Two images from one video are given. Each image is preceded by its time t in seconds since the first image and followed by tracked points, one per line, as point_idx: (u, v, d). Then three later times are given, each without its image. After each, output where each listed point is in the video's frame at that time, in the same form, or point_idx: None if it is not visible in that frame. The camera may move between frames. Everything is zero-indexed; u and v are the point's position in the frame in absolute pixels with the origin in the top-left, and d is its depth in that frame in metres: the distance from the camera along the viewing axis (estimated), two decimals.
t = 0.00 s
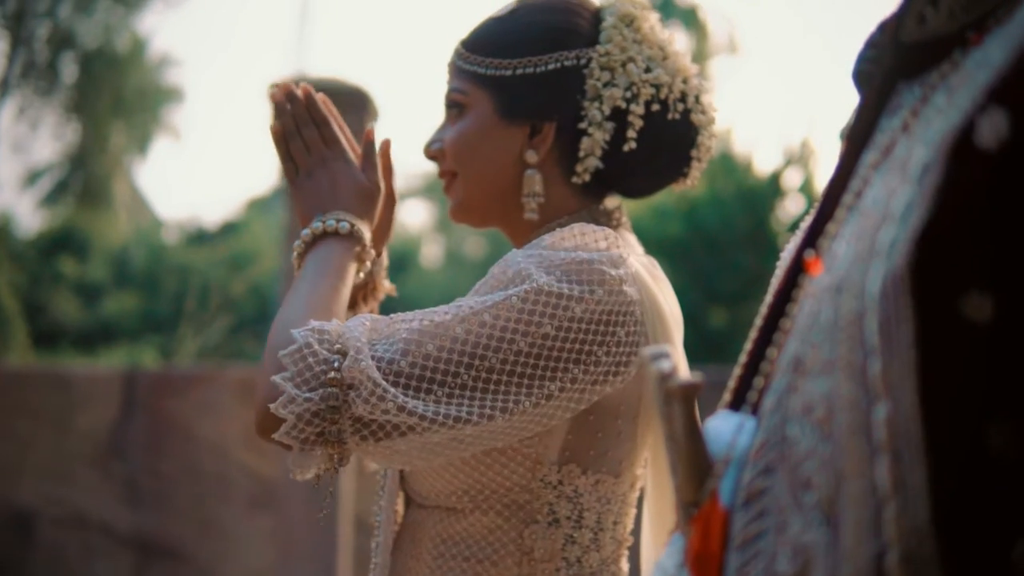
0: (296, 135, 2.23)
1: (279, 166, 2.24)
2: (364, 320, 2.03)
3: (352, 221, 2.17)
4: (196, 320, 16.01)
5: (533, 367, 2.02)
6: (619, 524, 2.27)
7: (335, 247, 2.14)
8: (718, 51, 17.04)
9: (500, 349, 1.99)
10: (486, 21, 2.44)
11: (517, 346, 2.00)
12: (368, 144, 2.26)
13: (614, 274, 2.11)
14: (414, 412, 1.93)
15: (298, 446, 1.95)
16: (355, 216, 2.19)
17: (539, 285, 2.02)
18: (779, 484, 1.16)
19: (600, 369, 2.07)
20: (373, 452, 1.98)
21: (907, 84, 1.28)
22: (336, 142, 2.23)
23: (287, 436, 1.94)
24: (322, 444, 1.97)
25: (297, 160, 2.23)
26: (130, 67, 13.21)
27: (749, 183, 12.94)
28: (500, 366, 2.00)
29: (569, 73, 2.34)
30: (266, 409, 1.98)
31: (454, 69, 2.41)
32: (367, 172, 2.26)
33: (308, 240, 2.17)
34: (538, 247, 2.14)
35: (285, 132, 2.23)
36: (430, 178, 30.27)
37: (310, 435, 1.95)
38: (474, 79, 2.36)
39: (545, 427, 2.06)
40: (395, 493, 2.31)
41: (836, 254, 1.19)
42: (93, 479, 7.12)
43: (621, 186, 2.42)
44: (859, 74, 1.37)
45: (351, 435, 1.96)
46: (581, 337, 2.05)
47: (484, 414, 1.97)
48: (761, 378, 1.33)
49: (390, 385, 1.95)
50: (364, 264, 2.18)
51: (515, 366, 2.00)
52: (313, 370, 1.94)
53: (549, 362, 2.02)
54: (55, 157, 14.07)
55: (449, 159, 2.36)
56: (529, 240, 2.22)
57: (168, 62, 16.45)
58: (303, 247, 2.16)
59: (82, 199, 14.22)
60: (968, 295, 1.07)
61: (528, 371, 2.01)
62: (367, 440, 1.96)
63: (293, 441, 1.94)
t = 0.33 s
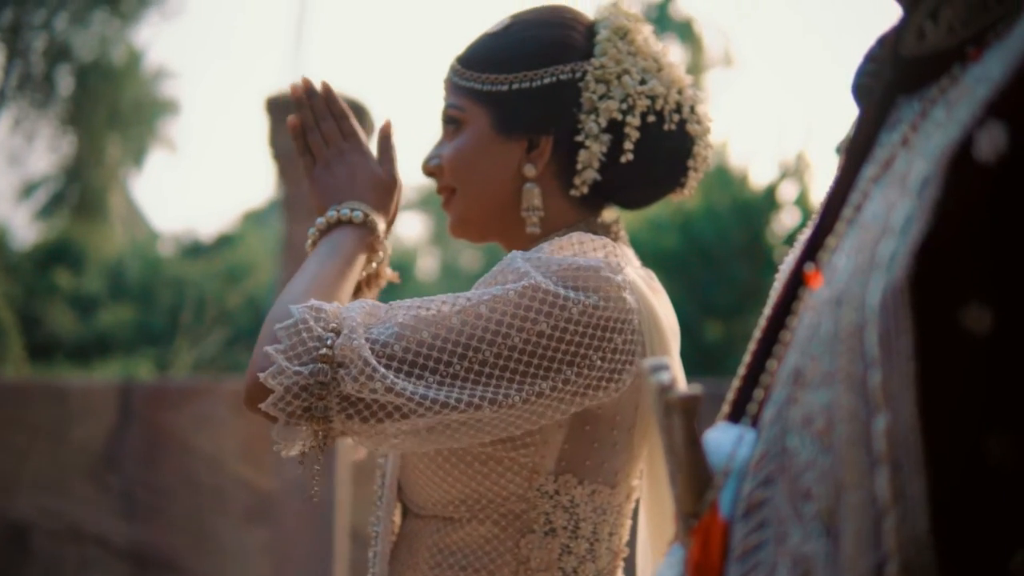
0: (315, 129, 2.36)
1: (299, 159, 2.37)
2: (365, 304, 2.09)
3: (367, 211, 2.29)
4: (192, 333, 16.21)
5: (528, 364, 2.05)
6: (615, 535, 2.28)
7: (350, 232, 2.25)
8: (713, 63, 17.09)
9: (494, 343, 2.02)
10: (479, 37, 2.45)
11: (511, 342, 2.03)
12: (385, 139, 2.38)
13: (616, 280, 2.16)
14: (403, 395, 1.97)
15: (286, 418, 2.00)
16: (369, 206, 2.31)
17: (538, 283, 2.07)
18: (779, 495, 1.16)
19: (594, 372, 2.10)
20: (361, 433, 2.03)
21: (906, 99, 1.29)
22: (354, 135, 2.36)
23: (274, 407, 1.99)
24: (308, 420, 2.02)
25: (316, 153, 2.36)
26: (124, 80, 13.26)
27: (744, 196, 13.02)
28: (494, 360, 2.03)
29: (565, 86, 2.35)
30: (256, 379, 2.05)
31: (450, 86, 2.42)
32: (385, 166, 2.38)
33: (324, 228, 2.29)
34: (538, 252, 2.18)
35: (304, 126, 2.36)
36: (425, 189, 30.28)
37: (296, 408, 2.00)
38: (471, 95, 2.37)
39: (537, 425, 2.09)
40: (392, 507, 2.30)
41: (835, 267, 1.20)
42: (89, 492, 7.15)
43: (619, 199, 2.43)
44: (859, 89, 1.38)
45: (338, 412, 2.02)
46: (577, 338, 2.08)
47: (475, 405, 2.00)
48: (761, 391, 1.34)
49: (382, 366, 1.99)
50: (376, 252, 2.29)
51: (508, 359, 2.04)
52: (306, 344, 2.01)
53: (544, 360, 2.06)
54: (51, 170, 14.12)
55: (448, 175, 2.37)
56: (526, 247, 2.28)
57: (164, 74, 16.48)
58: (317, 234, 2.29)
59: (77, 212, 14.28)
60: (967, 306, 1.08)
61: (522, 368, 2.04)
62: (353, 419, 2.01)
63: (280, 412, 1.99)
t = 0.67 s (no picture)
0: (327, 126, 2.41)
1: (310, 155, 2.42)
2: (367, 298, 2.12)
3: (377, 208, 2.34)
4: (188, 345, 16.09)
5: (525, 366, 2.06)
6: (611, 545, 2.28)
7: (359, 229, 2.31)
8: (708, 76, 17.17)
9: (492, 342, 2.04)
10: (472, 54, 2.47)
11: (508, 343, 2.05)
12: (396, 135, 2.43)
13: (616, 286, 2.18)
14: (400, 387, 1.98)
15: (281, 403, 2.03)
16: (379, 203, 2.36)
17: (538, 286, 2.09)
18: (780, 503, 1.17)
19: (591, 378, 2.11)
20: (355, 425, 2.05)
21: (906, 111, 1.30)
22: (365, 132, 2.40)
23: (270, 392, 2.02)
24: (304, 407, 2.05)
25: (328, 149, 2.41)
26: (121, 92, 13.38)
27: (739, 209, 13.05)
28: (491, 361, 2.05)
29: (561, 98, 2.36)
30: (253, 362, 2.08)
31: (445, 104, 2.43)
32: (395, 163, 2.43)
33: (334, 223, 2.35)
34: (539, 258, 2.20)
35: (316, 123, 2.41)
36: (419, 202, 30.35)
37: (291, 394, 2.03)
38: (466, 111, 2.38)
39: (532, 427, 2.10)
40: (389, 517, 2.30)
41: (837, 277, 1.21)
42: (86, 503, 7.12)
43: (620, 209, 2.45)
44: (858, 102, 1.40)
45: (332, 401, 2.04)
46: (577, 341, 2.10)
47: (471, 403, 2.01)
48: (762, 401, 1.35)
49: (380, 358, 2.01)
50: (384, 251, 2.35)
51: (505, 360, 2.05)
52: (305, 331, 2.03)
53: (542, 363, 2.07)
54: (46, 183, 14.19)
55: (448, 191, 2.38)
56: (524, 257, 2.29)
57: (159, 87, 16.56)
58: (328, 230, 2.35)
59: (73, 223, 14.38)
60: (967, 316, 1.09)
61: (518, 370, 2.06)
62: (347, 409, 2.04)
63: (275, 398, 2.02)
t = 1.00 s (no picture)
0: (336, 135, 2.49)
1: (320, 165, 2.49)
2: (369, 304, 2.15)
3: (386, 217, 2.39)
4: (184, 358, 16.17)
5: (524, 374, 2.08)
6: (608, 555, 2.29)
7: (366, 236, 2.36)
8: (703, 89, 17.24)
9: (492, 349, 2.05)
10: (467, 70, 2.49)
11: (508, 351, 2.06)
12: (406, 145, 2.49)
13: (616, 297, 2.20)
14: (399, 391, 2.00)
15: (281, 406, 2.05)
16: (387, 211, 2.41)
17: (539, 295, 2.10)
18: (780, 511, 1.18)
19: (590, 388, 2.12)
20: (354, 430, 2.06)
21: (907, 125, 1.32)
22: (375, 141, 2.47)
23: (270, 395, 2.05)
24: (304, 411, 2.07)
25: (337, 158, 2.48)
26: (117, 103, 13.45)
27: (735, 222, 13.06)
28: (490, 368, 2.06)
29: (556, 112, 2.38)
30: (254, 364, 2.11)
31: (441, 121, 2.45)
32: (406, 173, 2.48)
33: (343, 232, 2.40)
34: (540, 268, 2.21)
35: (326, 132, 2.49)
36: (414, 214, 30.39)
37: (292, 397, 2.05)
38: (462, 127, 2.39)
39: (530, 435, 2.11)
40: (388, 526, 2.31)
41: (837, 287, 1.23)
42: (80, 513, 7.16)
43: (617, 221, 2.46)
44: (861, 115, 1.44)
45: (333, 405, 2.06)
46: (577, 351, 2.11)
47: (470, 409, 2.03)
48: (762, 413, 1.36)
49: (381, 363, 2.03)
50: (393, 258, 2.39)
51: (503, 368, 2.06)
52: (308, 336, 2.06)
53: (541, 371, 2.08)
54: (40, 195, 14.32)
55: (447, 208, 2.40)
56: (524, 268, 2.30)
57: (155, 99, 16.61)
58: (337, 237, 2.40)
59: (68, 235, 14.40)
60: (965, 323, 1.10)
61: (518, 377, 2.07)
62: (346, 413, 2.05)
63: (275, 401, 2.04)
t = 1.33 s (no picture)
0: (336, 153, 2.54)
1: (319, 183, 2.53)
2: (372, 319, 2.17)
3: (387, 234, 2.43)
4: (180, 369, 16.30)
5: (525, 387, 2.10)
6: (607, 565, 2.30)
7: (366, 253, 2.40)
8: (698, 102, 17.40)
9: (494, 363, 2.08)
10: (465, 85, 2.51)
11: (509, 365, 2.08)
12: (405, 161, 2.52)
13: (616, 309, 2.22)
14: (400, 405, 2.03)
15: (284, 423, 2.08)
16: (388, 228, 2.44)
17: (538, 308, 2.13)
18: (778, 518, 1.21)
19: (591, 400, 2.14)
20: (357, 444, 2.09)
21: (907, 137, 1.34)
22: (373, 158, 2.52)
23: (273, 411, 2.07)
24: (307, 427, 2.09)
25: (337, 176, 2.52)
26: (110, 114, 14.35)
27: (730, 235, 13.08)
28: (490, 382, 2.08)
29: (555, 126, 2.41)
30: (257, 381, 2.14)
31: (441, 136, 2.48)
32: (406, 189, 2.52)
33: (344, 249, 2.44)
34: (539, 281, 2.24)
35: (325, 150, 2.54)
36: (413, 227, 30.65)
37: (294, 414, 2.08)
38: (462, 141, 2.42)
39: (530, 448, 2.13)
40: (388, 537, 2.33)
41: (835, 298, 1.25)
42: (77, 526, 7.22)
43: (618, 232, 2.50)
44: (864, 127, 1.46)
45: (335, 420, 2.09)
46: (578, 363, 2.13)
47: (472, 421, 2.05)
48: (762, 422, 1.38)
49: (383, 379, 2.05)
50: (394, 276, 2.42)
51: (504, 381, 2.08)
52: (309, 353, 2.08)
53: (542, 385, 2.10)
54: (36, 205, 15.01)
55: (447, 222, 2.43)
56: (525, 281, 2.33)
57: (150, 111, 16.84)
58: (337, 255, 2.44)
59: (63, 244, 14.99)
60: (960, 331, 1.11)
61: (519, 391, 2.09)
62: (349, 428, 2.08)
63: (279, 417, 2.07)
